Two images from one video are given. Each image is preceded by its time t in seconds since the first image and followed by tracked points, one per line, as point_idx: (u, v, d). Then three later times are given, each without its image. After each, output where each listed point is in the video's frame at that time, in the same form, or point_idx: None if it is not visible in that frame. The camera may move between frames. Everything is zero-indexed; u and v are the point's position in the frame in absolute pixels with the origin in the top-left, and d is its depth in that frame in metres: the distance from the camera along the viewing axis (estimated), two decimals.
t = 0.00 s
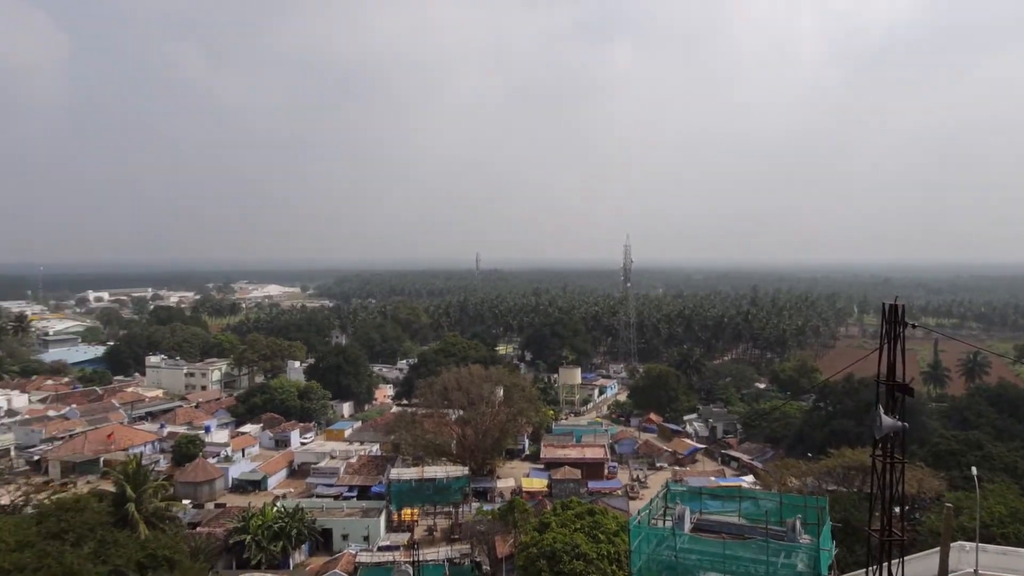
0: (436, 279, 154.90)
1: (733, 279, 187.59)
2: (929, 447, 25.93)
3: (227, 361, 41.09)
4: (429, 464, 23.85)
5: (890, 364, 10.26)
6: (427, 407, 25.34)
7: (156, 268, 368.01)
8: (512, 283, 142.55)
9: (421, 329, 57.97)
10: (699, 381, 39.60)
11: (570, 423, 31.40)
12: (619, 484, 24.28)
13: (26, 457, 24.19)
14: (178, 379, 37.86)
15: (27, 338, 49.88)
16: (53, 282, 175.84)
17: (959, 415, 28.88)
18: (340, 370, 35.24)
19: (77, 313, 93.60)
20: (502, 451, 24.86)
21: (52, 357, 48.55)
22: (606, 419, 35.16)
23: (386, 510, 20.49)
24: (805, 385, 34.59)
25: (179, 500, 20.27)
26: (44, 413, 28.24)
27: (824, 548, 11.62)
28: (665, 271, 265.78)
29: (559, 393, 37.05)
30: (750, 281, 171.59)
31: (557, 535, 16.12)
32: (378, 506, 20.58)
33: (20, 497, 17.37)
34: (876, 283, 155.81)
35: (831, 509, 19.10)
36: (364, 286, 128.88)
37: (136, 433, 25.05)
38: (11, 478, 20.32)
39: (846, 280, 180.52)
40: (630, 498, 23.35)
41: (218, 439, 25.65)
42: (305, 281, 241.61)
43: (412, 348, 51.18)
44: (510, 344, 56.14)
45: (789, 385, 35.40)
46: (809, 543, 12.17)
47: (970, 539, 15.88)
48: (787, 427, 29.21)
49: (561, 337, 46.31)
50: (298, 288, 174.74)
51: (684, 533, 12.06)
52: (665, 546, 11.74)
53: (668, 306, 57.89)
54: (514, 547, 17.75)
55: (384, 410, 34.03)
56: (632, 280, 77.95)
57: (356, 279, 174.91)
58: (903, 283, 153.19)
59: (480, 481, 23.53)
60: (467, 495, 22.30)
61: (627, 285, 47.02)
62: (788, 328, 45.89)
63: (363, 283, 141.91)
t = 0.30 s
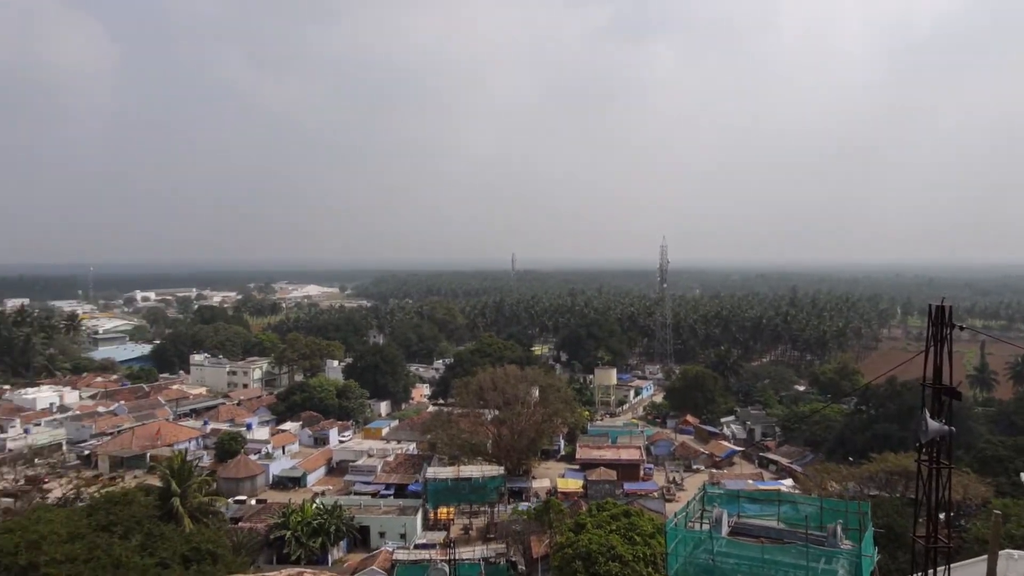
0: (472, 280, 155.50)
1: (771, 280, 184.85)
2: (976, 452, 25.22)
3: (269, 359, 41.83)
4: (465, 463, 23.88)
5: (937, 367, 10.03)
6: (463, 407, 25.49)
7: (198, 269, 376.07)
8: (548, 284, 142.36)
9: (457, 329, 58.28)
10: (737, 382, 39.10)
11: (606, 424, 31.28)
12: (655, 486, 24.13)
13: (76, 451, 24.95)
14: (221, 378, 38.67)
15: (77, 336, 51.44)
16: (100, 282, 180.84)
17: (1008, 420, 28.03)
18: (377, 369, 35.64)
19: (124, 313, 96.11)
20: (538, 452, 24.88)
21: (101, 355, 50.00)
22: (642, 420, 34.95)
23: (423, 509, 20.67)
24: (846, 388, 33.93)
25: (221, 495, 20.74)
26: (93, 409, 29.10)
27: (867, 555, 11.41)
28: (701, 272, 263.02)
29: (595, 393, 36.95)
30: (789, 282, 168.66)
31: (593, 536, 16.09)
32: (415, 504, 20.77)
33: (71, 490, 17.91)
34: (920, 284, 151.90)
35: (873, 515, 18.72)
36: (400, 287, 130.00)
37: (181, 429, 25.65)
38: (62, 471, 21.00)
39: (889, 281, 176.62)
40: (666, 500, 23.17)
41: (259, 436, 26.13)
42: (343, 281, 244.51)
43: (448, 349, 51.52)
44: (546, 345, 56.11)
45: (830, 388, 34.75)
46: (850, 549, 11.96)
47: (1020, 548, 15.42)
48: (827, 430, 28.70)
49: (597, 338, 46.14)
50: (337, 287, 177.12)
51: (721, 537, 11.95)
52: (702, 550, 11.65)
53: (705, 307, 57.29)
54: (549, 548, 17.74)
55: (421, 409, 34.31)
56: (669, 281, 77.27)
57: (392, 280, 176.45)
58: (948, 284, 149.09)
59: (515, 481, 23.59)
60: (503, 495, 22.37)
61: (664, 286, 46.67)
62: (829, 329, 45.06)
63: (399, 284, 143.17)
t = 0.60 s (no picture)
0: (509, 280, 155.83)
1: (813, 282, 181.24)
2: None
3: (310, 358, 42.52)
4: (503, 462, 23.80)
5: (989, 372, 9.74)
6: (501, 407, 25.56)
7: (241, 269, 383.78)
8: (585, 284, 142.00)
9: (495, 330, 58.47)
10: (778, 385, 38.46)
11: (644, 426, 31.07)
12: (694, 489, 23.88)
13: (127, 446, 25.69)
14: (264, 376, 39.45)
15: (127, 334, 53.01)
16: (149, 282, 185.74)
17: None
18: (416, 368, 35.95)
19: (174, 311, 98.96)
20: (575, 452, 24.80)
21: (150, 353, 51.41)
22: (680, 423, 34.62)
23: (460, 508, 20.78)
24: (892, 393, 33.10)
25: (264, 490, 21.15)
26: (143, 405, 29.95)
27: (914, 563, 11.13)
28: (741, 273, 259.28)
29: (633, 395, 36.78)
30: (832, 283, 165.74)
31: (631, 538, 16.00)
32: (453, 503, 20.89)
33: (122, 483, 18.47)
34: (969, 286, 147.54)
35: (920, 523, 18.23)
36: (438, 287, 130.74)
37: (226, 426, 26.22)
38: (113, 464, 21.65)
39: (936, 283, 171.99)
40: (705, 504, 22.90)
41: (301, 434, 26.59)
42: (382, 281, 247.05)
43: (486, 349, 51.73)
44: (584, 346, 55.95)
45: (875, 392, 33.95)
46: (896, 556, 11.68)
47: None
48: (872, 435, 28.05)
49: (635, 339, 45.84)
50: (377, 287, 179.24)
51: (762, 542, 11.77)
52: (742, 555, 11.50)
53: (746, 308, 56.51)
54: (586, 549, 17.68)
55: (459, 408, 34.52)
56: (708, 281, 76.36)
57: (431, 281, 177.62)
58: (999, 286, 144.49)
59: (552, 482, 23.57)
60: (540, 495, 22.37)
61: (703, 287, 46.16)
62: (874, 332, 44.03)
63: (437, 285, 144.05)
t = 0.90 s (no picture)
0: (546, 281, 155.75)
1: (857, 283, 177.28)
2: None
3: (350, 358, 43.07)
4: (539, 464, 23.57)
5: None
6: (537, 408, 25.58)
7: (281, 270, 390.49)
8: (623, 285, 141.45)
9: (532, 331, 58.54)
10: (820, 389, 37.73)
11: (682, 428, 30.77)
12: (733, 493, 23.57)
13: (173, 442, 26.35)
14: (305, 375, 40.14)
15: (174, 333, 54.37)
16: (194, 283, 189.94)
17: None
18: (453, 369, 36.18)
19: (219, 311, 101.14)
20: (612, 454, 24.66)
21: (196, 351, 52.69)
22: (719, 425, 34.21)
23: (498, 508, 20.85)
24: (939, 397, 32.21)
25: (305, 487, 21.50)
26: (189, 402, 30.68)
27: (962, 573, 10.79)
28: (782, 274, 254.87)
29: (670, 396, 36.58)
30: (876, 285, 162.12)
31: (668, 542, 15.85)
32: (490, 502, 20.97)
33: (169, 478, 18.96)
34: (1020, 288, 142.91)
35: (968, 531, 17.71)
36: (476, 287, 131.27)
37: (268, 423, 26.72)
38: (161, 459, 22.27)
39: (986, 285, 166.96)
40: (745, 508, 22.59)
41: (340, 433, 26.97)
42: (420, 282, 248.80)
43: (523, 349, 51.81)
44: (621, 347, 55.67)
45: (921, 397, 33.08)
46: (944, 566, 11.35)
47: None
48: (917, 441, 27.34)
49: (673, 340, 45.43)
50: (414, 288, 180.75)
51: (803, 548, 11.53)
52: (783, 561, 11.28)
53: (787, 310, 55.55)
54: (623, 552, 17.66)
55: (496, 409, 34.64)
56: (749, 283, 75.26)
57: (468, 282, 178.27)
58: None
59: (589, 484, 23.50)
60: (577, 497, 22.31)
61: (742, 288, 45.56)
62: (920, 334, 42.90)
63: (475, 286, 144.64)
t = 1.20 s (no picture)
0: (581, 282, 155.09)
1: (900, 284, 173.24)
2: None
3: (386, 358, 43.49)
4: (574, 464, 23.32)
5: None
6: (572, 408, 25.56)
7: (318, 270, 395.67)
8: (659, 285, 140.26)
9: (566, 331, 58.43)
10: (860, 392, 37.00)
11: (718, 430, 30.45)
12: (771, 497, 23.24)
13: (215, 438, 26.92)
14: (342, 373, 40.65)
15: (216, 331, 55.53)
16: (236, 282, 193.88)
17: None
18: (488, 368, 36.31)
19: (259, 310, 102.90)
20: (647, 456, 24.51)
21: (236, 350, 53.70)
22: (756, 428, 33.77)
23: (532, 508, 20.88)
24: (985, 402, 31.33)
25: (342, 485, 21.79)
26: (230, 399, 31.31)
27: None
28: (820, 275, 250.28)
29: (706, 398, 36.22)
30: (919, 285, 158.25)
31: (704, 545, 15.70)
32: (524, 502, 21.01)
33: (211, 473, 19.39)
34: None
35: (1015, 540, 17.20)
36: (511, 287, 131.50)
37: (306, 421, 27.12)
38: (203, 455, 22.79)
39: None
40: (782, 512, 22.28)
41: (376, 431, 27.26)
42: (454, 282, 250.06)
43: (557, 350, 51.75)
44: (656, 348, 55.28)
45: (966, 401, 32.21)
46: None
47: None
48: (962, 446, 26.63)
49: (709, 342, 44.95)
50: (448, 288, 181.35)
51: (843, 553, 11.33)
52: (822, 567, 11.10)
53: (826, 311, 54.57)
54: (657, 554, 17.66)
55: (530, 409, 34.67)
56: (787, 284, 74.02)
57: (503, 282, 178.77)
58: None
59: (623, 485, 23.43)
60: (611, 498, 22.20)
61: (780, 289, 44.88)
62: (965, 337, 41.76)
63: (510, 286, 145.05)
